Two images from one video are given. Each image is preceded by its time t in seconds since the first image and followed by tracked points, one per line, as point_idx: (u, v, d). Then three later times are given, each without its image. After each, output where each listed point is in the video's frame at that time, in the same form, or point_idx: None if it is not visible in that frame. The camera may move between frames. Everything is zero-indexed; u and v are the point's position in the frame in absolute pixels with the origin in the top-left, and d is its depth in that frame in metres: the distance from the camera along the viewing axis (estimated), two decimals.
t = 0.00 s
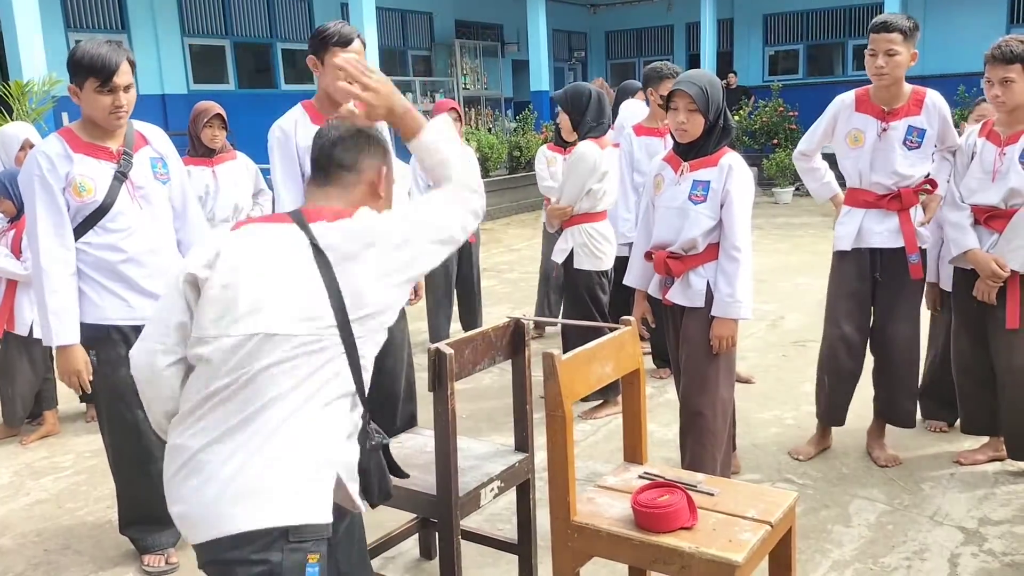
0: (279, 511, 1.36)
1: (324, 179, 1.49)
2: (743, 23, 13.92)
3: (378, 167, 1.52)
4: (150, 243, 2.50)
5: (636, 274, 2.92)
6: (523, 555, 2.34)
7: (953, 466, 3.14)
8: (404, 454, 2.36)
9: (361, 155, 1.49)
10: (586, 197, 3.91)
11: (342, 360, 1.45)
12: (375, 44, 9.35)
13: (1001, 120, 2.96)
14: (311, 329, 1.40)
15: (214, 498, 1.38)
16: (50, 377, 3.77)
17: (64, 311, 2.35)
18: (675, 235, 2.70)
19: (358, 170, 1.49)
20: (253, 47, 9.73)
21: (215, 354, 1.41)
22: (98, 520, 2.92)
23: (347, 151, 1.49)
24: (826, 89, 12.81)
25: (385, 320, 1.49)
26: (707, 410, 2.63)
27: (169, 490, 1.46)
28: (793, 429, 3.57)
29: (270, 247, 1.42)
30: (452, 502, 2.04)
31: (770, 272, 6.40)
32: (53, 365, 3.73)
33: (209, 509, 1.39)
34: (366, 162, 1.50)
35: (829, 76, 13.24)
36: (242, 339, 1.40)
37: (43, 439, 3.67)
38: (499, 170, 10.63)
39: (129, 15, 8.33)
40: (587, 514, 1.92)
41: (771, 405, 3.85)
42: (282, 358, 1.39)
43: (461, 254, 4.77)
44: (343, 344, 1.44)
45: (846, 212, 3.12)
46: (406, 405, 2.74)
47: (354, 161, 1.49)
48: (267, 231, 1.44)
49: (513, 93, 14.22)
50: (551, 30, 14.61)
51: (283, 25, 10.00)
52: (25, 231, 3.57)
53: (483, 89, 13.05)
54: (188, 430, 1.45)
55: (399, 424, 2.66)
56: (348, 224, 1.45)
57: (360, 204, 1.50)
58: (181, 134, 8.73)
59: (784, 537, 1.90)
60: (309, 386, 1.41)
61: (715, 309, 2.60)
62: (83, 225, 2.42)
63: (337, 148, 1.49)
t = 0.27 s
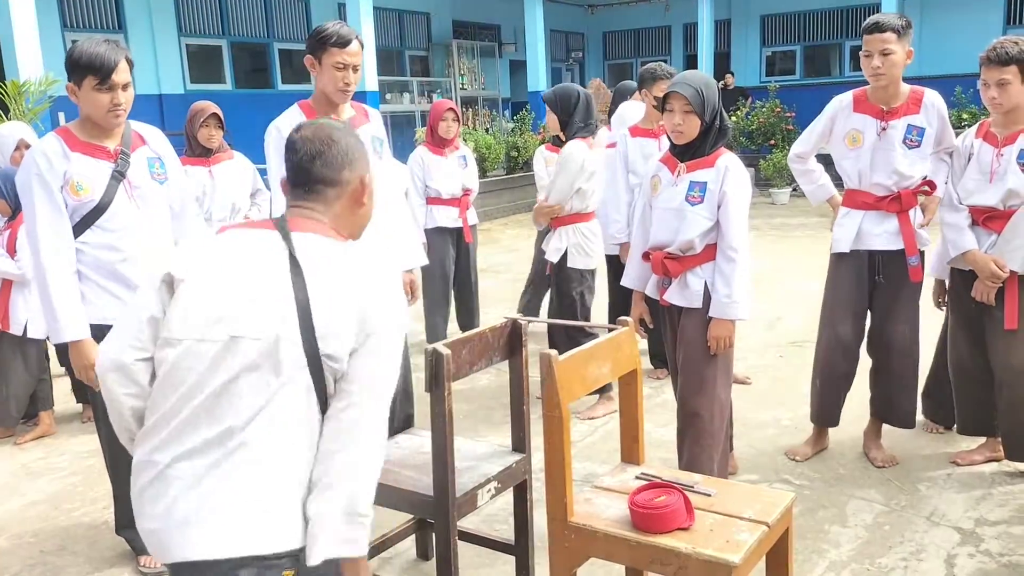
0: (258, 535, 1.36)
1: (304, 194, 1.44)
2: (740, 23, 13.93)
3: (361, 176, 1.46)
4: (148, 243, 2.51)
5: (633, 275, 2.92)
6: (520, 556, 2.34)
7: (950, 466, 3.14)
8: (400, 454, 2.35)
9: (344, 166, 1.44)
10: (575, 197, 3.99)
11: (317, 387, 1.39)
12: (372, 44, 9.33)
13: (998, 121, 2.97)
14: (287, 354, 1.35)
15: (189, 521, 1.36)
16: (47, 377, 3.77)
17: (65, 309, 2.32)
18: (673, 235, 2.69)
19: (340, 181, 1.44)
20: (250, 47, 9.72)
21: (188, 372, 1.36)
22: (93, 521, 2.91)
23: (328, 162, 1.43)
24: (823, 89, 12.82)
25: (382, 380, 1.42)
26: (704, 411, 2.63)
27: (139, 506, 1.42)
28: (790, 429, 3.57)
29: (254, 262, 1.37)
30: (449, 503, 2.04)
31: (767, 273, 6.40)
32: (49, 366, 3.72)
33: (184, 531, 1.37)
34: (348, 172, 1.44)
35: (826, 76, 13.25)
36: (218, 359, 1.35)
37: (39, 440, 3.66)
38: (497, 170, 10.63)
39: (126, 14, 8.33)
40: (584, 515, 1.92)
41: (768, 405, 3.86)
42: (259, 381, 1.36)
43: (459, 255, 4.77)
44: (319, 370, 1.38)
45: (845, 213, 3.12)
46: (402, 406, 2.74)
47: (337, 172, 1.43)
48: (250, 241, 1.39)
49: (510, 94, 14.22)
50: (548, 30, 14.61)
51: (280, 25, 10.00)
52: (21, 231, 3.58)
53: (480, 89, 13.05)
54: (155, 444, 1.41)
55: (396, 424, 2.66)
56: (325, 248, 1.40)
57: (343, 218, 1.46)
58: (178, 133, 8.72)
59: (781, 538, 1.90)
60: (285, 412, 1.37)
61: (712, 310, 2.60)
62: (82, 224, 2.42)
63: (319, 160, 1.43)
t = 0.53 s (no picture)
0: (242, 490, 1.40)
1: (278, 126, 1.51)
2: (739, 25, 13.93)
3: (330, 108, 1.51)
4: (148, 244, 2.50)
5: (633, 276, 2.92)
6: (519, 557, 2.34)
7: (949, 467, 3.15)
8: (400, 456, 2.35)
9: (312, 101, 1.49)
10: (580, 197, 3.97)
11: (289, 335, 1.44)
12: (371, 45, 9.32)
13: (997, 123, 2.97)
14: (252, 301, 1.41)
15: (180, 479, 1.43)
16: (45, 378, 3.76)
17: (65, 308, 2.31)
18: (672, 236, 2.69)
19: (309, 116, 1.50)
20: (249, 47, 9.71)
21: (177, 324, 1.49)
22: (91, 522, 2.91)
23: (297, 97, 1.49)
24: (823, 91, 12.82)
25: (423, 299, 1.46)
26: (703, 412, 2.63)
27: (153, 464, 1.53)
28: (789, 430, 3.57)
29: (217, 216, 1.47)
30: (447, 504, 2.03)
31: (766, 274, 6.40)
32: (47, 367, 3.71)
33: (173, 488, 1.44)
34: (317, 106, 1.50)
35: (825, 78, 13.25)
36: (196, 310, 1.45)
37: (38, 440, 3.66)
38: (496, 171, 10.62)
39: (125, 15, 8.33)
40: (583, 516, 1.92)
41: (767, 407, 3.85)
42: (232, 329, 1.43)
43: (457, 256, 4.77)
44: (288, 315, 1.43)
45: (844, 216, 3.12)
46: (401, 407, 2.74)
47: (304, 107, 1.49)
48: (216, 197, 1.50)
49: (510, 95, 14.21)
50: (547, 32, 14.61)
51: (279, 26, 10.00)
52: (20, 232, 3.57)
53: (480, 90, 13.04)
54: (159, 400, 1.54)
55: (396, 425, 2.66)
56: (292, 184, 1.45)
57: (322, 145, 1.52)
58: (177, 134, 8.71)
59: (780, 540, 1.90)
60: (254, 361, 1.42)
61: (711, 310, 2.60)
62: (82, 223, 2.41)
63: (287, 94, 1.49)
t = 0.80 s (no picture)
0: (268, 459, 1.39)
1: (260, 73, 1.42)
2: (741, 24, 13.92)
3: (310, 51, 1.40)
4: (149, 242, 2.50)
5: (635, 275, 2.92)
6: (521, 557, 2.33)
7: (952, 468, 3.14)
8: (402, 455, 2.35)
9: (292, 43, 1.39)
10: (588, 197, 3.97)
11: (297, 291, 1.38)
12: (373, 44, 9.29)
13: (1000, 124, 2.96)
14: (251, 265, 1.36)
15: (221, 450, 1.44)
16: (47, 377, 3.76)
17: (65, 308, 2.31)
18: (674, 235, 2.69)
19: (291, 60, 1.40)
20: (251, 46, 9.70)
21: (196, 293, 1.45)
22: (94, 521, 2.91)
23: (276, 41, 1.39)
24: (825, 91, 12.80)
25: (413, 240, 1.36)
26: (706, 412, 2.62)
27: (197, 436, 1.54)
28: (791, 430, 3.56)
29: (210, 186, 1.40)
30: (450, 505, 2.03)
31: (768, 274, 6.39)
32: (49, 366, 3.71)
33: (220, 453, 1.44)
34: (297, 49, 1.39)
35: (827, 77, 13.24)
36: (211, 278, 1.42)
37: (40, 439, 3.66)
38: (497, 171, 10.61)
39: (127, 14, 8.32)
40: (586, 516, 1.91)
41: (769, 406, 3.85)
42: (244, 296, 1.39)
43: (459, 255, 4.76)
44: (293, 270, 1.37)
45: (847, 216, 3.11)
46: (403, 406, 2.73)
47: (284, 51, 1.39)
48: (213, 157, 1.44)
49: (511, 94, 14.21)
50: (549, 31, 14.60)
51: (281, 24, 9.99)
52: (22, 231, 3.57)
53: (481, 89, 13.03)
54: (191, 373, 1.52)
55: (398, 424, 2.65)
56: (277, 133, 1.36)
57: (303, 90, 1.42)
58: (179, 133, 8.71)
59: (783, 540, 1.90)
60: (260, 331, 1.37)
61: (712, 310, 2.60)
62: (84, 222, 2.41)
63: (265, 38, 1.40)
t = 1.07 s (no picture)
0: (284, 505, 1.34)
1: (218, 84, 1.38)
2: (743, 22, 13.90)
3: (273, 54, 1.36)
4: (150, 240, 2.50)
5: (637, 273, 2.91)
6: (524, 557, 2.33)
7: (955, 468, 3.13)
8: (404, 454, 2.34)
9: (252, 49, 1.35)
10: (596, 201, 3.96)
11: (285, 331, 1.34)
12: (375, 41, 9.28)
13: (1003, 122, 2.95)
14: (231, 307, 1.32)
15: (229, 499, 1.40)
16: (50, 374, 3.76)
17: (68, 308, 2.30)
18: (678, 232, 2.68)
19: (252, 66, 1.35)
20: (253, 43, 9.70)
21: (184, 334, 1.40)
22: (97, 518, 2.91)
23: (235, 45, 1.34)
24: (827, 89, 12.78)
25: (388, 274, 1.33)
26: (709, 411, 2.62)
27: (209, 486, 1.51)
28: (794, 430, 3.56)
29: (186, 229, 1.35)
30: (453, 504, 2.03)
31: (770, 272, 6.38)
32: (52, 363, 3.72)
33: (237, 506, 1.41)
34: (258, 54, 1.35)
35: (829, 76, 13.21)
36: (192, 315, 1.38)
37: (43, 436, 3.67)
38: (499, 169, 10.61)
39: (129, 11, 8.33)
40: (589, 516, 1.91)
41: (772, 406, 3.84)
42: (231, 338, 1.34)
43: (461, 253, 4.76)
44: (278, 312, 1.33)
45: (851, 214, 3.11)
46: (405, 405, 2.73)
47: (245, 56, 1.35)
48: (175, 181, 1.38)
49: (513, 92, 14.20)
50: (551, 29, 14.59)
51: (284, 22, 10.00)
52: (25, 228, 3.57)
53: (484, 87, 13.02)
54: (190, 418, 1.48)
55: (400, 423, 2.65)
56: (241, 160, 1.31)
57: (266, 99, 1.38)
58: (181, 130, 8.71)
59: (786, 540, 1.89)
60: (252, 371, 1.33)
61: (716, 308, 2.59)
62: (86, 220, 2.41)
63: (222, 42, 1.35)
